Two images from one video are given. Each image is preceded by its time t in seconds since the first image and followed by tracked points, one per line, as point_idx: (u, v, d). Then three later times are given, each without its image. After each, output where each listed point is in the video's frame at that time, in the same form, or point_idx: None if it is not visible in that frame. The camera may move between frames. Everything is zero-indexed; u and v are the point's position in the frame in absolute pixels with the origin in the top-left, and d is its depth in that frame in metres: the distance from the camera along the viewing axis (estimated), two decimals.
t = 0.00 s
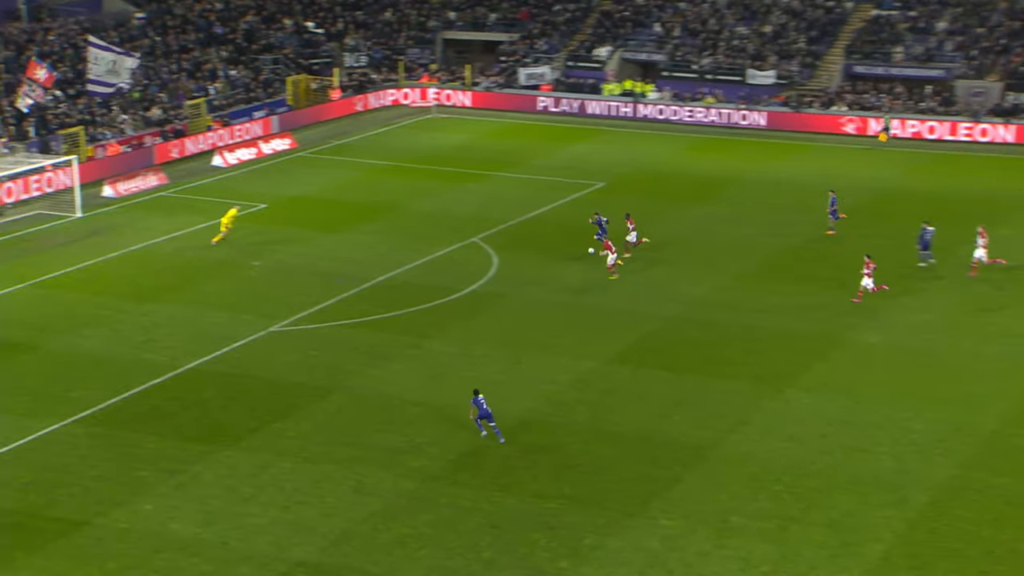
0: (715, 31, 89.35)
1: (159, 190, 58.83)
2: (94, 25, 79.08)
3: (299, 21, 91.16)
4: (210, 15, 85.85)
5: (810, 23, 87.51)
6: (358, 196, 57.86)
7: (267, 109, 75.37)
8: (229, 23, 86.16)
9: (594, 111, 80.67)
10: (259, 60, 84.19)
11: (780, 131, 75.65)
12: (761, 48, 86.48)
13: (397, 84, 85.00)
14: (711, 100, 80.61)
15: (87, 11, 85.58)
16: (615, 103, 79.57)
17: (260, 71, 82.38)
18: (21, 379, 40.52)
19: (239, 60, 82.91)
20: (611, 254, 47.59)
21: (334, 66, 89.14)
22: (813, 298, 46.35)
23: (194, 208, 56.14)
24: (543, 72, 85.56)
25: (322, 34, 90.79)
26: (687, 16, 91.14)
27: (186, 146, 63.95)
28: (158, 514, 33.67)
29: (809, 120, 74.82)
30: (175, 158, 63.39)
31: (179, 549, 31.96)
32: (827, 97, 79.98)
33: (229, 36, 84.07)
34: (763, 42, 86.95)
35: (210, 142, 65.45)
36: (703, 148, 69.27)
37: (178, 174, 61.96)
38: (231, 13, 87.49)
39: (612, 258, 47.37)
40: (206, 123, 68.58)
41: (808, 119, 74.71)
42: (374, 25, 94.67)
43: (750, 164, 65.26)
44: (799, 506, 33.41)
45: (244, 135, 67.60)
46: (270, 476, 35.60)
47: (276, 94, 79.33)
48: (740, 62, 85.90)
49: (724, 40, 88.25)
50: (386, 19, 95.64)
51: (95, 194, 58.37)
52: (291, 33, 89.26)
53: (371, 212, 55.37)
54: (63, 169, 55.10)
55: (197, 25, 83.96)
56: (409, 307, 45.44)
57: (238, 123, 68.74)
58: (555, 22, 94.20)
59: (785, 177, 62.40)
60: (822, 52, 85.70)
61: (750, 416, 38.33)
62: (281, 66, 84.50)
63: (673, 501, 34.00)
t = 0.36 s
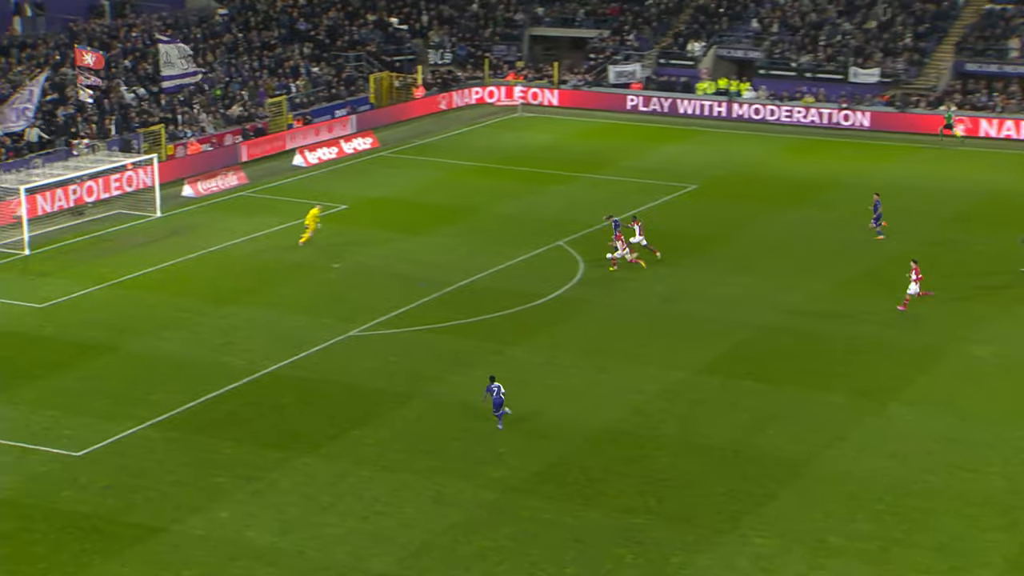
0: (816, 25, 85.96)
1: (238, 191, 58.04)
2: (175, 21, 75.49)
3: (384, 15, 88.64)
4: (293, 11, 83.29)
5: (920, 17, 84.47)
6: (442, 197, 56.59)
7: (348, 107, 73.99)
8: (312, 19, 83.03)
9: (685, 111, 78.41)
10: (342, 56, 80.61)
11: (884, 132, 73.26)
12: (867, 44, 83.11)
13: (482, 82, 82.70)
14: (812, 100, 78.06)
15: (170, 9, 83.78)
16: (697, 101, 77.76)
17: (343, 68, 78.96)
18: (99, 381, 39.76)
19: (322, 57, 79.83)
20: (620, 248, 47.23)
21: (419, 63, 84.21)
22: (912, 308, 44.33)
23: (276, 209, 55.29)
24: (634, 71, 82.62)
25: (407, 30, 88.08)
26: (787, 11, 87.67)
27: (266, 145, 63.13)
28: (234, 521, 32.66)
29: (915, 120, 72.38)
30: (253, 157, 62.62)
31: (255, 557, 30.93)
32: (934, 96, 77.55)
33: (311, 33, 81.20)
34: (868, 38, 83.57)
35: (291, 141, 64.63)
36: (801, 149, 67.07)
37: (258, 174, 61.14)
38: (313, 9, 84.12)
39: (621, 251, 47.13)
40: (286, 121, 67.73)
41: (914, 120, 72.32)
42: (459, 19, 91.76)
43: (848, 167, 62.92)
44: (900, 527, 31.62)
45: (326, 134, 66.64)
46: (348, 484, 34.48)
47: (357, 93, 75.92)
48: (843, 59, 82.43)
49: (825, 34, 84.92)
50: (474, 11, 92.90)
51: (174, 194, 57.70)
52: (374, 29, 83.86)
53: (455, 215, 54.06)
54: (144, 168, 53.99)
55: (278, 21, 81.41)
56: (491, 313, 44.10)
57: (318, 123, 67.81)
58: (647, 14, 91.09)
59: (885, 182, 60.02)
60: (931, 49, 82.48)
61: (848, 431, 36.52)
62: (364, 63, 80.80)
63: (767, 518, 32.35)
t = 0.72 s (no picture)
0: (892, 18, 83.24)
1: (290, 190, 57.08)
2: (228, 14, 73.43)
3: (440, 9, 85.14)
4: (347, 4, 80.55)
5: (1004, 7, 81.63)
6: (500, 197, 55.23)
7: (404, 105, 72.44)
8: (369, 12, 80.51)
9: (753, 108, 76.17)
10: (397, 52, 79.05)
11: (965, 131, 70.74)
12: (946, 37, 80.45)
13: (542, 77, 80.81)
14: (888, 97, 75.41)
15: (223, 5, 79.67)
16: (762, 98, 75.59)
17: (399, 63, 77.60)
18: (148, 383, 38.70)
19: (376, 53, 77.84)
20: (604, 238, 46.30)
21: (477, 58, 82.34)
22: (991, 315, 42.41)
23: (330, 208, 54.21)
24: (700, 65, 80.89)
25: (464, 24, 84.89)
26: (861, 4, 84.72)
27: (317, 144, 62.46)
28: (282, 530, 31.45)
29: (997, 119, 70.13)
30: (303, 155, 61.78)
31: (304, 568, 29.69)
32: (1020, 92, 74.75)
33: (367, 27, 78.77)
34: (949, 30, 80.83)
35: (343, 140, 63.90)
36: (873, 149, 64.95)
37: (310, 172, 60.20)
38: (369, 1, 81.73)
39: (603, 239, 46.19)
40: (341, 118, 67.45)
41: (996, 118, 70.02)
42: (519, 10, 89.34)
43: (921, 168, 60.81)
44: (981, 546, 29.92)
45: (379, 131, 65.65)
46: (401, 492, 33.18)
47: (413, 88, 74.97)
48: (922, 55, 79.72)
49: (903, 28, 82.12)
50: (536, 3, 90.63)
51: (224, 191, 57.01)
52: (431, 22, 82.14)
53: (513, 215, 52.69)
54: (194, 165, 54.12)
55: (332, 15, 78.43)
56: (549, 317, 42.69)
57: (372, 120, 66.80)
58: (715, 9, 88.29)
59: (960, 183, 57.92)
60: (1015, 43, 79.66)
61: (923, 444, 34.78)
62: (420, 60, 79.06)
63: (840, 534, 30.72)
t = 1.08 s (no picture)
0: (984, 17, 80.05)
1: (351, 193, 55.93)
2: (290, 13, 72.68)
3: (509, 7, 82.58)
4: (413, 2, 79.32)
5: None
6: (567, 202, 53.67)
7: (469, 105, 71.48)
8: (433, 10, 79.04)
9: (835, 110, 72.74)
10: (463, 51, 77.28)
11: None
12: None
13: (613, 77, 78.08)
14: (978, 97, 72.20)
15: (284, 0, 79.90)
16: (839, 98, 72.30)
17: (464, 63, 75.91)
18: (204, 391, 37.49)
19: (441, 51, 76.43)
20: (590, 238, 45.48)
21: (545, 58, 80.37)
22: None
23: (392, 212, 52.91)
24: (778, 65, 78.12)
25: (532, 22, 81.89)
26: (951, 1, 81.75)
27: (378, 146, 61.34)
28: (340, 545, 30.09)
29: None
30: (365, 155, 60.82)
31: None
32: None
33: (432, 24, 77.52)
34: None
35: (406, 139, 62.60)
36: (958, 154, 62.59)
37: (372, 175, 58.98)
38: None
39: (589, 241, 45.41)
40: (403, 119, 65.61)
41: None
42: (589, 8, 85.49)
43: (1008, 173, 58.41)
44: None
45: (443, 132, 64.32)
46: (463, 508, 31.71)
47: (477, 89, 73.24)
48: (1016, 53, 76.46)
49: (995, 26, 78.95)
50: None
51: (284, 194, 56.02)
52: (498, 20, 80.33)
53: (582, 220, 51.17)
54: (253, 168, 53.33)
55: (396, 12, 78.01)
56: (617, 327, 41.07)
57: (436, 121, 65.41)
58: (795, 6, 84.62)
59: None
60: None
61: (1013, 465, 32.87)
62: (485, 59, 76.96)
63: (926, 559, 28.93)
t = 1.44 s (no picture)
0: None
1: (405, 210, 54.66)
2: (345, 24, 71.57)
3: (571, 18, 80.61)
4: (472, 11, 77.67)
5: None
6: (629, 220, 52.08)
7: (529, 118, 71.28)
8: (494, 20, 77.70)
9: (913, 124, 70.38)
10: (523, 63, 75.59)
11: None
12: None
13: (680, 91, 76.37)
14: None
15: (339, 9, 79.19)
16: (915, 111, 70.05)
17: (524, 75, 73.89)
18: (254, 414, 36.10)
19: (501, 63, 74.50)
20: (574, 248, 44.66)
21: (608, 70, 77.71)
22: None
23: (449, 230, 51.53)
24: (854, 78, 74.85)
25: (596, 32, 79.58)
26: None
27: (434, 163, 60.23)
28: None
29: None
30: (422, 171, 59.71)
31: None
32: None
33: (491, 35, 75.48)
34: None
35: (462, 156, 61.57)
36: None
37: (429, 191, 57.72)
38: (495, 10, 78.63)
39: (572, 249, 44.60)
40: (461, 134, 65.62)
41: None
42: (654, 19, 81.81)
43: None
44: None
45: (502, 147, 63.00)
46: (521, 538, 30.12)
47: (538, 102, 72.29)
48: None
49: None
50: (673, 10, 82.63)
51: (337, 211, 54.79)
52: (561, 30, 78.04)
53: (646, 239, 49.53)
54: (305, 183, 52.81)
55: (455, 23, 75.87)
56: (681, 351, 39.43)
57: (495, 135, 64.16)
58: (873, 14, 79.99)
59: None
60: None
61: None
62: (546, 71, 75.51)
63: None
